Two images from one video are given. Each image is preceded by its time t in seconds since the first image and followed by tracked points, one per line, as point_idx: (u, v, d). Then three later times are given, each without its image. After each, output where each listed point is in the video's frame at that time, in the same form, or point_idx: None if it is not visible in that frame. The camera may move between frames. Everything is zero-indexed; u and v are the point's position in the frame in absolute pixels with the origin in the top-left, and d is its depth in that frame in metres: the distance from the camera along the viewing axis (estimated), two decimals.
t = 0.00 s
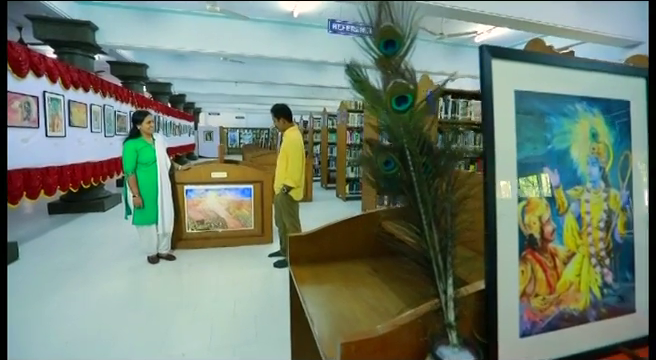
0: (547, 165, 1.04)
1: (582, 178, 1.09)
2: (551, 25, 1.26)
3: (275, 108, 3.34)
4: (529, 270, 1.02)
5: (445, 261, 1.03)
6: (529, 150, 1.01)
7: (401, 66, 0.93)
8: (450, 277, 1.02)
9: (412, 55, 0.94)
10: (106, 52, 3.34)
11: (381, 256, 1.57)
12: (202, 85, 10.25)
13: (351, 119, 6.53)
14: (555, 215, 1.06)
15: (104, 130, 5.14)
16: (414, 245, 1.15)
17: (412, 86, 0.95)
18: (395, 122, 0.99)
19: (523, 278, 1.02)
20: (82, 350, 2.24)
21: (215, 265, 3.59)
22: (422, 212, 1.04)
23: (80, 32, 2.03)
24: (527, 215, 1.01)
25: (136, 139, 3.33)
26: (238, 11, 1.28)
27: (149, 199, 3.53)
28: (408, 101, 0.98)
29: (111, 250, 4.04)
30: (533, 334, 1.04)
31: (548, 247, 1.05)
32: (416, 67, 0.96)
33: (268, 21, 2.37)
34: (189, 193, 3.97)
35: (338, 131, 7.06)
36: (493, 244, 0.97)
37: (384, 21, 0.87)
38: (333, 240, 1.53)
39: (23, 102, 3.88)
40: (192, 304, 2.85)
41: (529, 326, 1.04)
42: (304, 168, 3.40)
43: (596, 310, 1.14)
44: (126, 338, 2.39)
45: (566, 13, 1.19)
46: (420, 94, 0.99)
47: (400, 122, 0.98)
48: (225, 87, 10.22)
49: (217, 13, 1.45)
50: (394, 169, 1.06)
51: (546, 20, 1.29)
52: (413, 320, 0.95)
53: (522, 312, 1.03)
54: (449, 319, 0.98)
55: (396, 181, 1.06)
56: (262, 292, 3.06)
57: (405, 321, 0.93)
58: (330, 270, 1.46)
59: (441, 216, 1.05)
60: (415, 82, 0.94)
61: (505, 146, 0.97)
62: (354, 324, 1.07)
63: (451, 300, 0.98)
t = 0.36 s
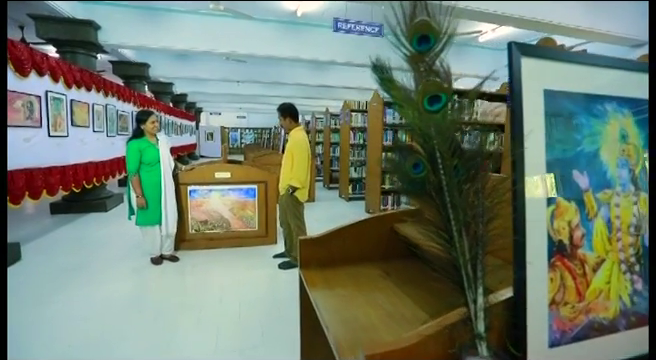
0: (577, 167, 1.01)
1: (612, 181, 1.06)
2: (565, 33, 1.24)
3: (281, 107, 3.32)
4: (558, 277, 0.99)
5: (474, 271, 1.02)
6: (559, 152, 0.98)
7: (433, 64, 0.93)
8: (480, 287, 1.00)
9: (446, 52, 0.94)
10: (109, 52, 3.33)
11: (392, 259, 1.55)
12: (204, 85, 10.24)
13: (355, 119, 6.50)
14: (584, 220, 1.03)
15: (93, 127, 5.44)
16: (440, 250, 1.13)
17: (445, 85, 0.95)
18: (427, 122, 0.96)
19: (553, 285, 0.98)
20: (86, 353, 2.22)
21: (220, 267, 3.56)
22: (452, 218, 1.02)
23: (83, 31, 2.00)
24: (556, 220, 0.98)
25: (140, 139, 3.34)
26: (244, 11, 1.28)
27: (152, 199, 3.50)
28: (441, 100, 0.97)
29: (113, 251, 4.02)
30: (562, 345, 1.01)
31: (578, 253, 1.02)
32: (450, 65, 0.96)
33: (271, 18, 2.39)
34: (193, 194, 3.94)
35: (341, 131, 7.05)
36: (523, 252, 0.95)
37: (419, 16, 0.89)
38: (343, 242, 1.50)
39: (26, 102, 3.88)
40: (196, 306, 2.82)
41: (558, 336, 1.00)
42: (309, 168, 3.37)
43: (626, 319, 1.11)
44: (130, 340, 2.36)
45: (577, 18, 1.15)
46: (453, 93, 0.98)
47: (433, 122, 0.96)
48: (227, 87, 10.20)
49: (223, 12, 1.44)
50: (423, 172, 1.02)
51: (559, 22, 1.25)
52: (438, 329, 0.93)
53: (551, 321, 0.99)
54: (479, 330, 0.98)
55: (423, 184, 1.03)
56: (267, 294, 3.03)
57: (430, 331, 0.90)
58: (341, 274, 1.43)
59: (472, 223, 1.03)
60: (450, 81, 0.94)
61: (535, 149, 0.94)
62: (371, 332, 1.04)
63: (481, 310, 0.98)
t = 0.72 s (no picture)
0: (610, 174, 1.14)
1: (644, 187, 1.20)
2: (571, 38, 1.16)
3: (289, 107, 3.30)
4: (591, 286, 1.12)
5: (508, 281, 1.05)
6: (593, 158, 1.10)
7: (470, 62, 0.91)
8: (515, 299, 1.04)
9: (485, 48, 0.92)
10: (113, 51, 3.33)
11: (404, 264, 1.54)
12: (207, 85, 10.22)
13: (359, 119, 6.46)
14: (616, 228, 1.17)
15: (97, 127, 5.42)
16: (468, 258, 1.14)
17: (483, 86, 0.91)
18: (461, 124, 0.95)
19: (586, 295, 1.11)
20: (90, 356, 2.19)
21: (224, 269, 3.53)
22: (486, 227, 1.02)
23: (84, 31, 1.99)
24: (590, 227, 1.11)
25: (144, 140, 3.31)
26: (249, 12, 1.22)
27: (156, 200, 3.47)
28: (478, 101, 0.94)
29: (117, 252, 4.00)
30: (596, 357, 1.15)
31: (611, 262, 1.17)
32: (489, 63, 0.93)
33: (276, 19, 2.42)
34: (197, 195, 3.91)
35: (345, 131, 7.02)
36: (554, 265, 1.04)
37: (459, 10, 0.87)
38: (356, 246, 1.47)
39: (30, 102, 3.86)
40: (201, 309, 2.80)
41: (591, 349, 1.14)
42: (315, 169, 3.33)
43: None
44: (134, 344, 2.33)
45: (579, 18, 1.08)
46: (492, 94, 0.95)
47: (468, 124, 0.94)
48: (229, 87, 10.17)
49: (227, 12, 1.40)
50: (456, 177, 1.02)
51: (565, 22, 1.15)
52: (467, 344, 0.93)
53: (586, 334, 1.13)
54: (512, 345, 1.01)
55: (453, 190, 1.03)
56: (272, 296, 3.00)
57: (458, 346, 0.91)
58: (354, 278, 1.41)
59: (506, 231, 1.04)
60: (489, 80, 0.91)
61: (567, 167, 1.06)
62: (392, 342, 1.04)
63: (514, 325, 1.02)
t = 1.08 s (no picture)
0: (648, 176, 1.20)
1: None
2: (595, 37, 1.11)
3: (299, 106, 3.25)
4: (629, 294, 1.22)
5: (544, 292, 1.07)
6: (630, 160, 1.16)
7: (510, 55, 0.87)
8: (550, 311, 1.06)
9: (527, 44, 0.87)
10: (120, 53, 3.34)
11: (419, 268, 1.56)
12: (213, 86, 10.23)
13: (365, 120, 6.42)
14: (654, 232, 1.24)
15: (103, 128, 5.44)
16: (501, 266, 1.17)
17: (524, 83, 0.87)
18: (502, 124, 0.93)
19: (625, 305, 1.21)
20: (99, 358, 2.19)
21: (230, 270, 3.51)
22: (521, 230, 1.03)
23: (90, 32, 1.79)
24: (628, 236, 1.19)
25: (151, 141, 3.30)
26: (256, 12, 1.20)
27: (163, 202, 3.46)
28: (518, 100, 0.91)
29: (124, 252, 4.00)
30: None
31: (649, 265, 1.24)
32: (530, 60, 0.90)
33: (279, 19, 2.22)
34: (203, 196, 3.89)
35: (351, 132, 6.99)
36: (588, 279, 1.10)
37: (499, 1, 0.84)
38: (371, 250, 1.50)
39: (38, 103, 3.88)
40: (208, 311, 2.78)
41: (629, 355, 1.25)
42: (322, 171, 3.29)
43: None
44: (143, 346, 2.32)
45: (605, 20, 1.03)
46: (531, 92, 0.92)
47: (508, 124, 0.93)
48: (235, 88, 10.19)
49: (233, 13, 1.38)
50: (489, 181, 1.04)
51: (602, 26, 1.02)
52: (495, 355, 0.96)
53: (623, 343, 1.23)
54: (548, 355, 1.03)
55: (486, 193, 1.05)
56: (281, 299, 2.97)
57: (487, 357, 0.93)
58: (369, 283, 1.44)
59: (543, 240, 1.05)
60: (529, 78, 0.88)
61: (607, 173, 1.12)
62: (411, 350, 1.06)
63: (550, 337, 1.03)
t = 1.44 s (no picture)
0: None
1: None
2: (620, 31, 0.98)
3: (306, 106, 3.22)
4: None
5: (584, 306, 0.97)
6: None
7: (551, 44, 0.82)
8: (593, 328, 0.97)
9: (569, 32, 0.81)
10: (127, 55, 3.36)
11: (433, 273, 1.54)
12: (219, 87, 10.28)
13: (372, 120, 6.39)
14: None
15: (111, 130, 5.46)
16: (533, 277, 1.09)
17: (565, 76, 0.84)
18: (541, 121, 0.88)
19: None
20: None
21: (238, 273, 3.47)
22: (556, 238, 0.96)
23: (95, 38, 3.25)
24: None
25: (157, 143, 3.30)
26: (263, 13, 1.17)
27: (169, 204, 3.44)
28: (559, 94, 0.87)
29: (131, 254, 3.99)
30: None
31: None
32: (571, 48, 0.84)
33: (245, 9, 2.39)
34: (210, 198, 3.87)
35: (358, 133, 6.95)
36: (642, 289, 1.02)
37: None
38: (383, 254, 1.48)
39: (47, 105, 3.91)
40: (216, 314, 2.75)
41: None
42: (329, 172, 3.25)
43: None
44: (150, 349, 2.30)
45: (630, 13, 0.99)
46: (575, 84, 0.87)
47: (546, 122, 0.88)
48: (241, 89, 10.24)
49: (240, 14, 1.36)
50: (523, 185, 0.97)
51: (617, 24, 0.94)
52: None
53: None
54: None
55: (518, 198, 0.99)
56: (288, 302, 2.92)
57: None
58: (381, 289, 1.41)
59: (587, 249, 0.94)
60: (570, 71, 0.84)
61: None
62: None
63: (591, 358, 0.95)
